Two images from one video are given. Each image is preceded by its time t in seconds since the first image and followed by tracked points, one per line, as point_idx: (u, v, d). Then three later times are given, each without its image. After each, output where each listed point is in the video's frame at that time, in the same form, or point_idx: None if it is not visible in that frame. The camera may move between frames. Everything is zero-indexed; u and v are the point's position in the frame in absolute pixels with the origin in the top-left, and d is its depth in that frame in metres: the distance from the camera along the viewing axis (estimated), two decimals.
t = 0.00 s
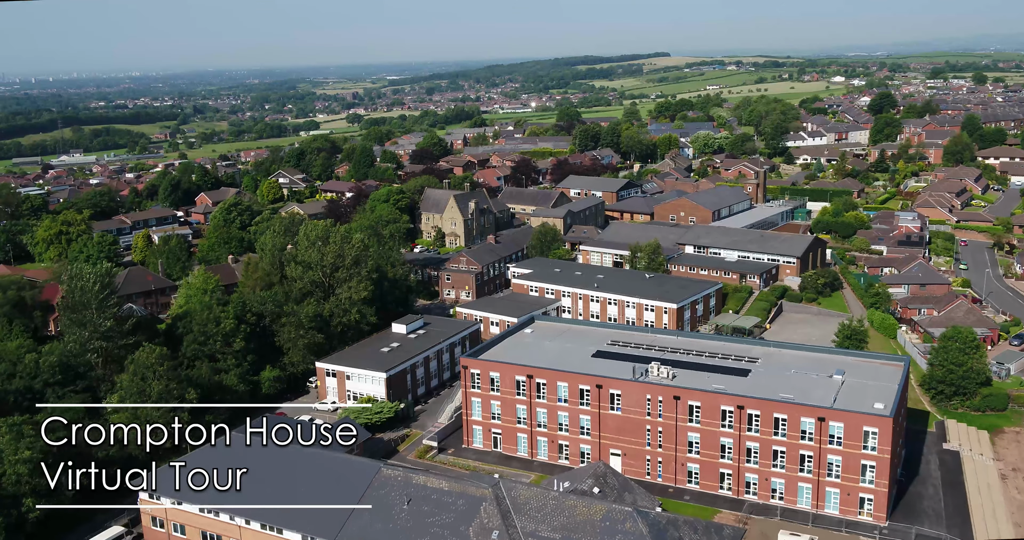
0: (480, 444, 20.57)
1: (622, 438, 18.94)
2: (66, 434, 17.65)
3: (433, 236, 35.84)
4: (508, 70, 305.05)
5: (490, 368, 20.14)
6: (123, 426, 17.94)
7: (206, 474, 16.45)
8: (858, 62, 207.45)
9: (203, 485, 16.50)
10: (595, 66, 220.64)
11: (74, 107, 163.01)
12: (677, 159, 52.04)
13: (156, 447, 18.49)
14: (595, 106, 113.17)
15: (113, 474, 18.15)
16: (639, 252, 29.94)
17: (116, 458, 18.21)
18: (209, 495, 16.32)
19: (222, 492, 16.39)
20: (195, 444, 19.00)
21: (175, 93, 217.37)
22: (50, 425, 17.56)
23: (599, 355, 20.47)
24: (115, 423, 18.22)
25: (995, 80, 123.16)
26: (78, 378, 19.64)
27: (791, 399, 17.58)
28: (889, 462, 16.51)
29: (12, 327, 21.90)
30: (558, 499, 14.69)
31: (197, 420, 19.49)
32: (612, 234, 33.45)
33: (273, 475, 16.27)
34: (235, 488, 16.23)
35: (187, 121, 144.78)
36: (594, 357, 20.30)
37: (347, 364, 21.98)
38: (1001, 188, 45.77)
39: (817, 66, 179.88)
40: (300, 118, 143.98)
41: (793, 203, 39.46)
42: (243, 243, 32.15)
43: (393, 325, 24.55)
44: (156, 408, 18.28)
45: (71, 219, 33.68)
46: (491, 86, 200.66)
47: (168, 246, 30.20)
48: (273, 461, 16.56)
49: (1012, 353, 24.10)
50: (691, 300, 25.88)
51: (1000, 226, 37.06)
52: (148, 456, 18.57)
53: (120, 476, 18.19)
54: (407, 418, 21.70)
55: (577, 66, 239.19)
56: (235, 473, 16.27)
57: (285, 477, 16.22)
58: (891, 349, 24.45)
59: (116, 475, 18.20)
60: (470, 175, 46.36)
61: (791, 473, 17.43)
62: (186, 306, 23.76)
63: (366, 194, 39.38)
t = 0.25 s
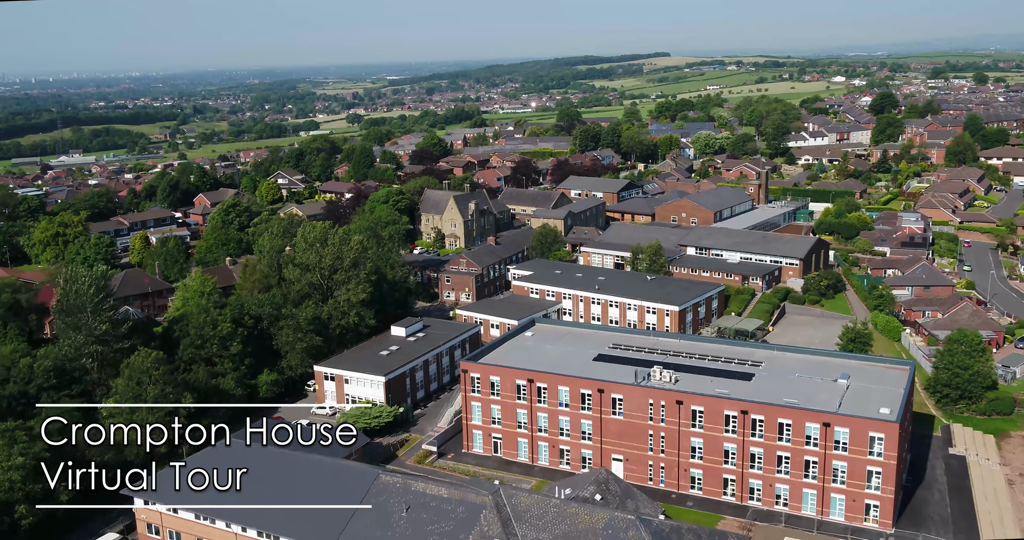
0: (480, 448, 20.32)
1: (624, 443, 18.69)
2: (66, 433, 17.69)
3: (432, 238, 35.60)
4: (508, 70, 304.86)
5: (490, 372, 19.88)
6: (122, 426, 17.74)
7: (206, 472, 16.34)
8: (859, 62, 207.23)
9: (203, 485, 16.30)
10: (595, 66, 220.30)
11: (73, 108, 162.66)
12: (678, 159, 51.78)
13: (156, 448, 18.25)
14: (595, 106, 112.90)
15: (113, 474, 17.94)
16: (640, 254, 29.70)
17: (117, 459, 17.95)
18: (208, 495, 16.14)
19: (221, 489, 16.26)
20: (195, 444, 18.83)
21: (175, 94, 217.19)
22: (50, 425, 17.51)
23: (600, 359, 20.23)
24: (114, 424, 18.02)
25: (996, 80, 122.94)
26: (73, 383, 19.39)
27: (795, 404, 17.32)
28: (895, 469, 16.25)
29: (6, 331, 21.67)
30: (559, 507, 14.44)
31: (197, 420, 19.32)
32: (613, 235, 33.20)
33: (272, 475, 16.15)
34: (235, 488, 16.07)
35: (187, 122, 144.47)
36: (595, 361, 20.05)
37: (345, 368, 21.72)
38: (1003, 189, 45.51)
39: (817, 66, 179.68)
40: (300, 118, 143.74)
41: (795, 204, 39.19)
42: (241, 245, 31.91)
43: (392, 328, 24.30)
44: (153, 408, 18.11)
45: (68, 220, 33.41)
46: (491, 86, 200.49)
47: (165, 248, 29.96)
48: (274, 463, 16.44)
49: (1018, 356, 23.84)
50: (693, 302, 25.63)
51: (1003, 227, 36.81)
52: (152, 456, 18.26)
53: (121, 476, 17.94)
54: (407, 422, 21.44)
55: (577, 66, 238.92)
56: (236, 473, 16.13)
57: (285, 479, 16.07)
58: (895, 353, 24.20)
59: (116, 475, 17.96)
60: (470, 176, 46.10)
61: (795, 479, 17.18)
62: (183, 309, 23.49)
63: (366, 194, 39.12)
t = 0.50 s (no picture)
0: (480, 453, 20.04)
1: (626, 449, 18.42)
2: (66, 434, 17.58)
3: (432, 240, 35.34)
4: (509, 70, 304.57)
5: (491, 377, 19.62)
6: (122, 426, 17.48)
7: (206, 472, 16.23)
8: (859, 62, 207.07)
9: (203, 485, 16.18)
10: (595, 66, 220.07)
11: (73, 109, 162.39)
12: (679, 160, 51.51)
13: (157, 447, 17.98)
14: (595, 106, 112.66)
15: (113, 474, 17.53)
16: (642, 255, 29.43)
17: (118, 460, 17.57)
18: (208, 495, 15.98)
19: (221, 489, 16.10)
20: (195, 444, 18.58)
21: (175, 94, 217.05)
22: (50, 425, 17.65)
23: (601, 363, 19.97)
24: (114, 423, 17.80)
25: (997, 80, 122.70)
26: (69, 388, 19.04)
27: (801, 409, 17.06)
28: (902, 475, 16.00)
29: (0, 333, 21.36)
30: (561, 515, 14.17)
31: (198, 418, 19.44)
32: (614, 237, 32.93)
33: (273, 475, 16.01)
34: (235, 488, 15.88)
35: (186, 122, 144.24)
36: (596, 365, 19.80)
37: (343, 372, 21.45)
38: (1006, 189, 45.24)
39: (818, 66, 179.51)
40: (300, 119, 143.53)
41: (797, 205, 38.92)
42: (239, 247, 31.64)
43: (391, 331, 24.03)
44: (153, 407, 17.93)
45: (65, 222, 33.13)
46: (491, 86, 200.36)
47: (162, 250, 29.71)
48: (276, 465, 16.25)
49: None
50: (695, 305, 25.37)
51: (1007, 228, 36.54)
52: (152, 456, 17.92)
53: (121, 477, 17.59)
54: (406, 427, 21.19)
55: (577, 66, 238.65)
56: (236, 473, 15.94)
57: (286, 481, 15.88)
58: (899, 356, 23.93)
59: (115, 475, 17.57)
60: (470, 177, 45.83)
61: (800, 486, 16.92)
62: (179, 312, 23.23)
63: (365, 195, 38.86)
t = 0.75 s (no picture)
0: (480, 459, 19.77)
1: (628, 455, 18.15)
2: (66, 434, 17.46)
3: (432, 241, 35.09)
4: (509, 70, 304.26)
5: (491, 381, 19.36)
6: (122, 426, 17.26)
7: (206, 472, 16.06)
8: (860, 62, 206.84)
9: (203, 485, 15.98)
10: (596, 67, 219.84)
11: (72, 109, 162.16)
12: (680, 160, 51.24)
13: (157, 447, 17.76)
14: (596, 106, 112.42)
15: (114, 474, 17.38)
16: (643, 257, 29.16)
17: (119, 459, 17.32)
18: (208, 495, 15.80)
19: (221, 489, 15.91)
20: (195, 444, 18.36)
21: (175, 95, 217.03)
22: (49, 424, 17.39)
23: (603, 368, 19.71)
24: (114, 423, 17.55)
25: (998, 80, 122.46)
26: (63, 393, 18.76)
27: (805, 415, 16.81)
28: (909, 483, 15.72)
29: None
30: (562, 524, 13.88)
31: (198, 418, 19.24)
32: (616, 238, 32.65)
33: (274, 475, 15.87)
34: (235, 489, 15.71)
35: (186, 122, 144.02)
36: (598, 370, 19.54)
37: (341, 376, 21.19)
38: (1009, 190, 44.96)
39: (818, 66, 179.30)
40: (299, 119, 143.36)
41: (799, 206, 38.65)
42: (237, 248, 31.41)
43: (390, 334, 23.76)
44: (153, 406, 17.67)
45: (62, 223, 32.85)
46: (491, 86, 199.35)
47: (160, 252, 29.45)
48: (277, 466, 16.13)
49: None
50: (698, 308, 25.10)
51: (1011, 229, 36.26)
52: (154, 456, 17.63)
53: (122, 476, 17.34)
54: (405, 432, 20.92)
55: (578, 66, 238.38)
56: (237, 473, 15.80)
57: (287, 482, 15.72)
58: (904, 360, 23.66)
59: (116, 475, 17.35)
60: (470, 178, 45.58)
61: (805, 493, 16.65)
62: (176, 315, 22.98)
63: (365, 197, 38.61)
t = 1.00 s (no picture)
0: (480, 465, 19.49)
1: (631, 461, 17.88)
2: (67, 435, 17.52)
3: (432, 243, 34.84)
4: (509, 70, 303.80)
5: (491, 386, 19.08)
6: (122, 426, 17.06)
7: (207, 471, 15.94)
8: (860, 62, 206.60)
9: (203, 485, 15.85)
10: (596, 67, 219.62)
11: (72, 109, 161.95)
12: (681, 161, 50.96)
13: (157, 447, 17.61)
14: (596, 106, 112.15)
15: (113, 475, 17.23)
16: (644, 259, 28.88)
17: (119, 459, 17.09)
18: (207, 495, 15.65)
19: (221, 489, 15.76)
20: (195, 444, 18.26)
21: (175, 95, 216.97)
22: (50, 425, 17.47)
23: (605, 372, 19.43)
24: (114, 423, 17.38)
25: (999, 80, 122.18)
26: (57, 399, 18.65)
27: (811, 421, 16.54)
28: (916, 490, 15.44)
29: None
30: (563, 533, 13.67)
31: (198, 418, 19.13)
32: (617, 239, 32.35)
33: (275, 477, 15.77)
34: (235, 488, 15.59)
35: (186, 122, 143.82)
36: (600, 374, 19.27)
37: (340, 380, 20.91)
38: (1013, 190, 44.65)
39: (819, 66, 179.01)
40: (299, 119, 143.14)
41: (802, 207, 38.37)
42: (235, 250, 31.16)
43: (389, 338, 23.48)
44: (151, 406, 17.56)
45: (58, 225, 32.57)
46: (491, 86, 199.13)
47: (157, 254, 29.18)
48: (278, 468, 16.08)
49: None
50: (700, 310, 24.82)
51: (1015, 230, 35.97)
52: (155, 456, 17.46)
53: (123, 476, 17.14)
54: (404, 437, 20.64)
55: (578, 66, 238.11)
56: (238, 472, 15.72)
57: (287, 483, 15.63)
58: (909, 363, 23.39)
59: (116, 475, 17.11)
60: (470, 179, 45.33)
61: (810, 500, 16.37)
62: (172, 319, 22.67)
63: (364, 198, 38.34)
